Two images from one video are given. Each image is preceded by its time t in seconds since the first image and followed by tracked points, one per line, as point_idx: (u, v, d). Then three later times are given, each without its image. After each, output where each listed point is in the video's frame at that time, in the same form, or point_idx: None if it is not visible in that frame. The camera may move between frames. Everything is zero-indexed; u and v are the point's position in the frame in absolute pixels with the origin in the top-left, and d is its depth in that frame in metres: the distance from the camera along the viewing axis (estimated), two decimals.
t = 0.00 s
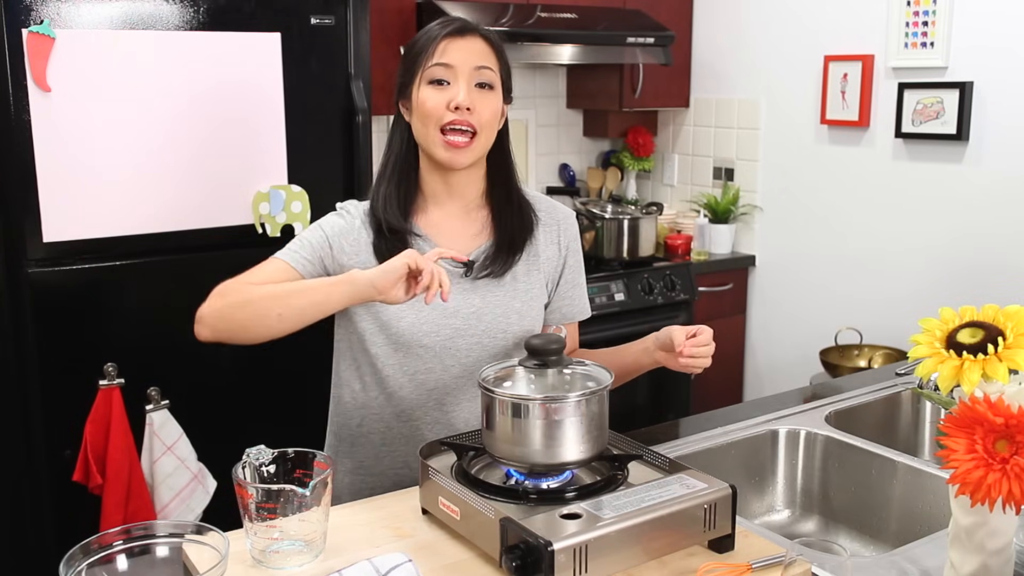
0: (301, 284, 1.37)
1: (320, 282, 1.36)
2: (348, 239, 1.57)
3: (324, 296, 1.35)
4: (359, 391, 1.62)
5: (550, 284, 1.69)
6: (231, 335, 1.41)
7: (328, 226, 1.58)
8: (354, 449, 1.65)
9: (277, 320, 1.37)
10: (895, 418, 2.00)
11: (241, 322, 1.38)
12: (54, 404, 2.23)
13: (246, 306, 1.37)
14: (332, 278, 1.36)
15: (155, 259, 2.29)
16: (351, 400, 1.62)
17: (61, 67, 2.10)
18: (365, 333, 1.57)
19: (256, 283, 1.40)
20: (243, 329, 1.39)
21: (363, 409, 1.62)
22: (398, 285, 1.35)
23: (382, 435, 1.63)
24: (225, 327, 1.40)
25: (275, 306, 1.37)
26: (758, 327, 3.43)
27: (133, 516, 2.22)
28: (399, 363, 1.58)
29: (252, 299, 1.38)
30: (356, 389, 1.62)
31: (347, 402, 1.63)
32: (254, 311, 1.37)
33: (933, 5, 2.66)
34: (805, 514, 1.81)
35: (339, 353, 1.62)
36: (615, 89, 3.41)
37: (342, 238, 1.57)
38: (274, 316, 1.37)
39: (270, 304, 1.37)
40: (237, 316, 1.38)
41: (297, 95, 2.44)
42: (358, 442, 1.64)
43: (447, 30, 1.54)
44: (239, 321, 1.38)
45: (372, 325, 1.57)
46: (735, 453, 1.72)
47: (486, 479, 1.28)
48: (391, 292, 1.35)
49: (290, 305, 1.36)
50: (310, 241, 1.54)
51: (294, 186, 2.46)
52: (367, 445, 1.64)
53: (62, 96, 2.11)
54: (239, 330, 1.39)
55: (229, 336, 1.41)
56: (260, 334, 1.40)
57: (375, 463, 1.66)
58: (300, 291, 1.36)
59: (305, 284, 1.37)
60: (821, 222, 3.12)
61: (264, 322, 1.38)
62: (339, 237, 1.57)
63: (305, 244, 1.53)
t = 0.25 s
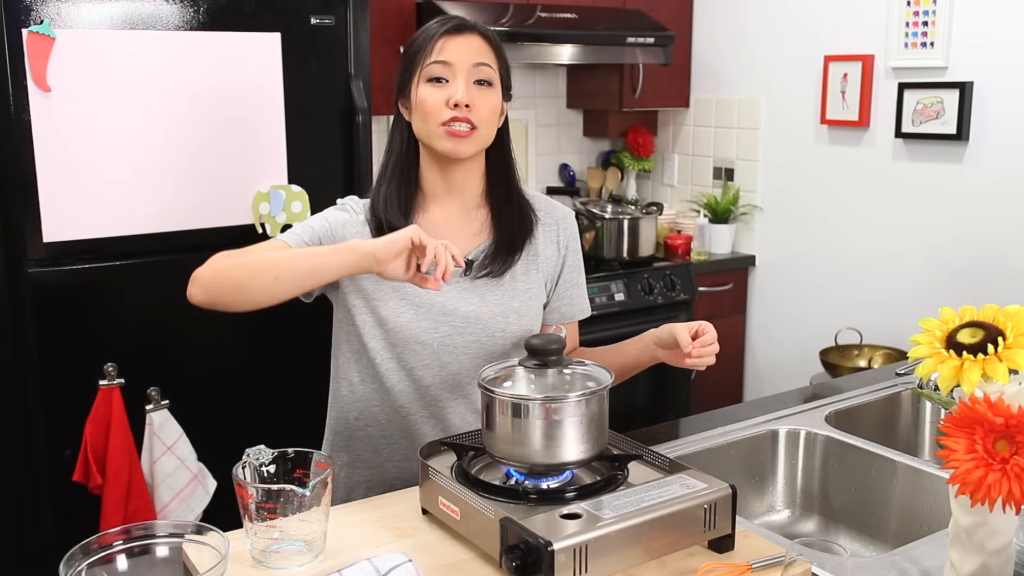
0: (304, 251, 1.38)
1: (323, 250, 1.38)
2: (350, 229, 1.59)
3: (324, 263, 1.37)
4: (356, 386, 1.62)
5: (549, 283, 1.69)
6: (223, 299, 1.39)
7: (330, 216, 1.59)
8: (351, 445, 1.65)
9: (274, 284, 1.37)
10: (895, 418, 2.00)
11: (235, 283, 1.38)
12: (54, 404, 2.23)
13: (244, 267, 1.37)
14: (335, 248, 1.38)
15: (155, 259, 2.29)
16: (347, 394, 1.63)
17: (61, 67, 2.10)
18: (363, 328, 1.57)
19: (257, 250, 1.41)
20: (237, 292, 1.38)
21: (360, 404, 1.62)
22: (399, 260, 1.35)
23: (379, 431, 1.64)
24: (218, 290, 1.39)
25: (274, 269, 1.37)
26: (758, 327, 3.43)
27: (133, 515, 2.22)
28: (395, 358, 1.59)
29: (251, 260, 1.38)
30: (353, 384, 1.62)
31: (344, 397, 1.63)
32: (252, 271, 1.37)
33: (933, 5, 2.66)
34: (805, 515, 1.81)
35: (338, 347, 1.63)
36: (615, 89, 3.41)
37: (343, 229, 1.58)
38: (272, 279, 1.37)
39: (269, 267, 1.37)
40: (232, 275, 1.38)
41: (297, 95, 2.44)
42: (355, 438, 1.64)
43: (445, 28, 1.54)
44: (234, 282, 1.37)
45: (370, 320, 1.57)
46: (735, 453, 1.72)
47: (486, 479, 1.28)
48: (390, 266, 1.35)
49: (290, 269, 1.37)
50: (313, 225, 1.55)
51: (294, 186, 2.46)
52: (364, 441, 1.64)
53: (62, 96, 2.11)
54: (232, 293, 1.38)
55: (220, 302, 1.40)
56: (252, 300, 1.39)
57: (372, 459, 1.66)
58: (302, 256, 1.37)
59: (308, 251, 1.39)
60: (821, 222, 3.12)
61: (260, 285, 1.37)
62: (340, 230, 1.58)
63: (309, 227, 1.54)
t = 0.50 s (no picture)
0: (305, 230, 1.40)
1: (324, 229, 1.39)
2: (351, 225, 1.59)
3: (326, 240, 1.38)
4: (352, 381, 1.62)
5: (546, 281, 1.69)
6: (222, 278, 1.39)
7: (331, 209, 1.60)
8: (347, 441, 1.65)
9: (274, 263, 1.38)
10: (895, 418, 2.00)
11: (236, 261, 1.38)
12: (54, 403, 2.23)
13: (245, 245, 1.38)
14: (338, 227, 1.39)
15: (155, 259, 2.29)
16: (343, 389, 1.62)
17: (61, 67, 2.10)
18: (360, 322, 1.57)
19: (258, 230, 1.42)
20: (236, 270, 1.38)
21: (356, 400, 1.62)
22: (399, 242, 1.37)
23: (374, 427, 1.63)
24: (219, 268, 1.39)
25: (276, 247, 1.38)
26: (758, 327, 3.43)
27: (133, 515, 2.22)
28: (392, 353, 1.58)
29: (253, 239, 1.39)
30: (348, 380, 1.62)
31: (340, 393, 1.63)
32: (253, 248, 1.38)
33: (933, 5, 2.66)
34: (805, 514, 1.81)
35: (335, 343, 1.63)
36: (615, 89, 3.41)
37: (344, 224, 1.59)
38: (273, 257, 1.38)
39: (270, 244, 1.38)
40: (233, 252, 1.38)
41: (297, 95, 2.44)
42: (351, 434, 1.64)
43: (439, 27, 1.54)
44: (234, 259, 1.38)
45: (367, 315, 1.57)
46: (735, 453, 1.72)
47: (486, 479, 1.28)
48: (392, 246, 1.37)
49: (291, 247, 1.38)
50: (316, 217, 1.56)
51: (294, 186, 2.46)
52: (359, 436, 1.64)
53: (62, 96, 2.11)
54: (232, 272, 1.39)
55: (219, 282, 1.40)
56: (252, 278, 1.39)
57: (367, 456, 1.66)
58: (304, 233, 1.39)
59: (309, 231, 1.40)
60: (821, 222, 3.12)
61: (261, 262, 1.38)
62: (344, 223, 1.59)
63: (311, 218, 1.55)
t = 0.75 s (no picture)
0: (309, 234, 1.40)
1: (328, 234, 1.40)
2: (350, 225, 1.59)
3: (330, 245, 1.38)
4: (347, 380, 1.61)
5: (544, 282, 1.69)
6: (222, 276, 1.39)
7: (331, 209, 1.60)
8: (342, 440, 1.65)
9: (276, 264, 1.38)
10: (895, 417, 2.00)
11: (238, 260, 1.38)
12: (54, 403, 2.23)
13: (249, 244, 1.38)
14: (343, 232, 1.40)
15: (155, 259, 2.29)
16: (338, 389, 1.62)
17: (61, 67, 2.10)
18: (355, 321, 1.57)
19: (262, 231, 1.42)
20: (238, 268, 1.38)
21: (351, 400, 1.62)
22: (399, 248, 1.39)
23: (368, 427, 1.63)
24: (219, 266, 1.38)
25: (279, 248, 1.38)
26: (758, 327, 3.43)
27: (133, 515, 2.22)
28: (387, 353, 1.58)
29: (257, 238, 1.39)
30: (343, 379, 1.61)
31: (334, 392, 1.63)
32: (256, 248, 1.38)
33: (933, 5, 2.66)
34: (805, 514, 1.81)
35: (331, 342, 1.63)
36: (615, 89, 3.41)
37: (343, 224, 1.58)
38: (275, 259, 1.38)
39: (274, 245, 1.38)
40: (237, 250, 1.38)
41: (297, 95, 2.44)
42: (345, 434, 1.64)
43: (434, 28, 1.54)
44: (237, 258, 1.38)
45: (363, 314, 1.57)
46: (735, 453, 1.72)
47: (486, 479, 1.28)
48: (395, 252, 1.38)
49: (294, 250, 1.38)
50: (315, 216, 1.55)
51: (294, 186, 2.45)
52: (354, 435, 1.64)
53: (62, 96, 2.11)
54: (234, 271, 1.38)
55: (219, 280, 1.39)
56: (253, 278, 1.39)
57: (361, 455, 1.65)
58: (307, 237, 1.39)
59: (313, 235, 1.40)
60: (821, 222, 3.12)
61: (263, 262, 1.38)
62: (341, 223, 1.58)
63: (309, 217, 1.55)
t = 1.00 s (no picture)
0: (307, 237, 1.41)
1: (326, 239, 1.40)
2: (349, 225, 1.59)
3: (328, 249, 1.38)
4: (345, 379, 1.61)
5: (542, 280, 1.69)
6: (222, 279, 1.40)
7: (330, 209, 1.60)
8: (341, 440, 1.64)
9: (274, 268, 1.39)
10: (895, 417, 2.00)
11: (236, 263, 1.39)
12: (54, 403, 2.23)
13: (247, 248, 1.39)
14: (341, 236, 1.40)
15: (155, 259, 2.29)
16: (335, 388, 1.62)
17: (61, 67, 2.10)
18: (353, 319, 1.57)
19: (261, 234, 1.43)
20: (236, 272, 1.39)
21: (348, 398, 1.62)
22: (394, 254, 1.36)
23: (366, 426, 1.63)
24: (217, 268, 1.39)
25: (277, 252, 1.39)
26: (758, 327, 3.43)
27: (133, 515, 2.22)
28: (386, 352, 1.58)
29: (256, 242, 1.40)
30: (341, 378, 1.61)
31: (332, 391, 1.62)
32: (255, 252, 1.39)
33: (933, 5, 2.66)
34: (805, 514, 1.81)
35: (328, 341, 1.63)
36: (615, 89, 3.41)
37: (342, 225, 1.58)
38: (273, 263, 1.38)
39: (272, 249, 1.39)
40: (235, 254, 1.39)
41: (297, 95, 2.44)
42: (343, 433, 1.64)
43: (431, 37, 1.52)
44: (235, 261, 1.38)
45: (361, 312, 1.57)
46: (735, 453, 1.72)
47: (486, 479, 1.28)
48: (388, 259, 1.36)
49: (292, 254, 1.39)
50: (314, 217, 1.56)
51: (294, 186, 2.45)
52: (352, 435, 1.64)
53: (62, 96, 2.11)
54: (232, 274, 1.39)
55: (219, 282, 1.40)
56: (251, 281, 1.40)
57: (360, 454, 1.65)
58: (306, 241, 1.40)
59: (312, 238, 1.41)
60: (821, 222, 3.12)
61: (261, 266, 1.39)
62: (341, 223, 1.58)
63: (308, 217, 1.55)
